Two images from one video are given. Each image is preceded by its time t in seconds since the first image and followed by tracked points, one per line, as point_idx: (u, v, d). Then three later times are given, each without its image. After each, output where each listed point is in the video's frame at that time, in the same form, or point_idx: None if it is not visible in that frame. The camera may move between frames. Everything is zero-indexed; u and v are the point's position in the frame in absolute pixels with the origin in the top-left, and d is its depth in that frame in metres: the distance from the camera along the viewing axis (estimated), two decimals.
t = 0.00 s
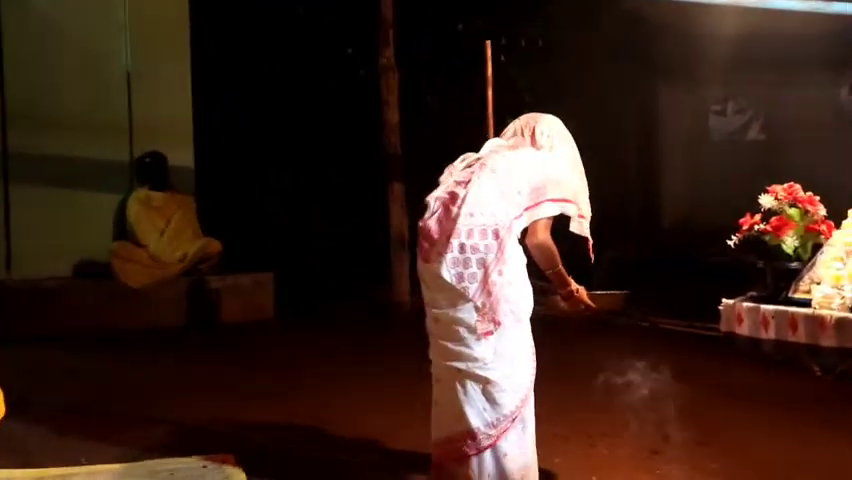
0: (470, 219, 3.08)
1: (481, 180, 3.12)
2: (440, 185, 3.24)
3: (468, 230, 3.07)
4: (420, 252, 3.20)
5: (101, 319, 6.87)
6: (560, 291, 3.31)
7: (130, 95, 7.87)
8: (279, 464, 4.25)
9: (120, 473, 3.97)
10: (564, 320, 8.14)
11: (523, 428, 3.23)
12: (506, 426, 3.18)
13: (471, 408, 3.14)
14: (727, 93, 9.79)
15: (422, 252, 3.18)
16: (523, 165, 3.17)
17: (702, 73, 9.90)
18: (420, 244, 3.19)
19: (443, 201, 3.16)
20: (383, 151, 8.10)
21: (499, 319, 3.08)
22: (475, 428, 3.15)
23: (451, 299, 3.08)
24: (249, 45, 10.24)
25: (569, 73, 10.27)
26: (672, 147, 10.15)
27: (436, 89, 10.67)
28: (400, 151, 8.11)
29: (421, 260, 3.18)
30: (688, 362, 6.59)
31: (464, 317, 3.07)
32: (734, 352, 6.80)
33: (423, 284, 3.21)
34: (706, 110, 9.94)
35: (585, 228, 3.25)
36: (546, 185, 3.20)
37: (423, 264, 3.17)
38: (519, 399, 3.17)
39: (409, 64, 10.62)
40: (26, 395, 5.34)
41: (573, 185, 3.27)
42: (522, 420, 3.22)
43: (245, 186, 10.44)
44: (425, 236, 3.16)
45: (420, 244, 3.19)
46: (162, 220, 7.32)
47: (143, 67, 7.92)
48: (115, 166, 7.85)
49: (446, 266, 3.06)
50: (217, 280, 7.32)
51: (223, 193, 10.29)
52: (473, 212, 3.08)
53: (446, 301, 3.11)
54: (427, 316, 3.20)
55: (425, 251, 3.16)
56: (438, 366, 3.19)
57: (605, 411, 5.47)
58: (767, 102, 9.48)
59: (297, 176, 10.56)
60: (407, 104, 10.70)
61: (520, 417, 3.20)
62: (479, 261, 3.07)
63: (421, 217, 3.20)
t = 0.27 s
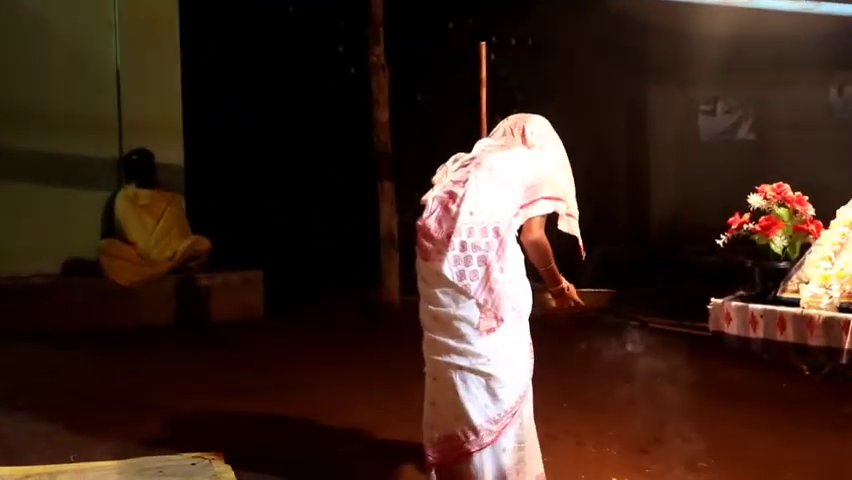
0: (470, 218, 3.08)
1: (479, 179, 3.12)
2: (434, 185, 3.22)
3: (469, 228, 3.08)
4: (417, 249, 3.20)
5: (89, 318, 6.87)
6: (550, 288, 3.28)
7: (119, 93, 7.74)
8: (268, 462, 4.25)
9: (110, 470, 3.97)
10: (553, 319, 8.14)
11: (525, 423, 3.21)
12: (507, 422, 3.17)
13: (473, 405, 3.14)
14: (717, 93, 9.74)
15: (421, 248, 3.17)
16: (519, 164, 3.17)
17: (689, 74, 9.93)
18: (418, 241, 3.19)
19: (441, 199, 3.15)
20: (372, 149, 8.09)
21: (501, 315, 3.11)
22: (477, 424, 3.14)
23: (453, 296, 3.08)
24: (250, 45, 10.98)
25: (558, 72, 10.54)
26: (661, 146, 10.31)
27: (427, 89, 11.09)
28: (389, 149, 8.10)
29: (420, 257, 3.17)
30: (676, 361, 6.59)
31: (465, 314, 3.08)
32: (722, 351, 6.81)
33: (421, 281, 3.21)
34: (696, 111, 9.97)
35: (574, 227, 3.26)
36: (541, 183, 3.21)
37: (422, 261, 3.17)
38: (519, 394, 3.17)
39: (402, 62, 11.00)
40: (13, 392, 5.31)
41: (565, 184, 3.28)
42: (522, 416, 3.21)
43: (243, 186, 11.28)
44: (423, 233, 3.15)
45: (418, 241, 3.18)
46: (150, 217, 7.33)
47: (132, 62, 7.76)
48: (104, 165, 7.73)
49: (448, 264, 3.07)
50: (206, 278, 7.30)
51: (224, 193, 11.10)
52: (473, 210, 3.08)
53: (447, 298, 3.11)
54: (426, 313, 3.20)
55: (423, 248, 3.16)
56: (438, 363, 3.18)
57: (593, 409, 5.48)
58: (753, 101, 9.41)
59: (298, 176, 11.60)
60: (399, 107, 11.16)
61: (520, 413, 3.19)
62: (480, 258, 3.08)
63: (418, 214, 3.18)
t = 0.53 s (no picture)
0: (468, 214, 3.16)
1: (475, 175, 3.20)
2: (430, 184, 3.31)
3: (467, 224, 3.15)
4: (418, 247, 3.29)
5: (85, 318, 6.86)
6: (545, 280, 3.37)
7: (113, 91, 7.65)
8: (264, 462, 4.25)
9: (106, 471, 3.97)
10: (548, 316, 8.14)
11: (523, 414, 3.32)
12: (506, 414, 3.27)
13: (472, 398, 3.23)
14: (711, 90, 9.63)
15: (422, 247, 3.26)
16: (513, 160, 3.25)
17: (685, 71, 9.79)
18: (419, 240, 3.28)
19: (439, 197, 3.23)
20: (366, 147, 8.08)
21: (500, 309, 3.20)
22: (477, 417, 3.24)
23: (452, 292, 3.18)
24: (248, 44, 11.41)
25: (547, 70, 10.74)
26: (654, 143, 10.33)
27: (421, 87, 11.19)
28: (383, 147, 8.09)
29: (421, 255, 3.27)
30: (670, 358, 6.60)
31: (465, 309, 3.18)
32: (717, 347, 6.82)
33: (422, 279, 3.31)
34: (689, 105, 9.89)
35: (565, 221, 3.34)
36: (535, 178, 3.27)
37: (423, 259, 3.26)
38: (518, 387, 3.26)
39: (396, 61, 11.20)
40: (7, 394, 5.30)
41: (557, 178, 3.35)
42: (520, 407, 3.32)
43: (242, 184, 11.88)
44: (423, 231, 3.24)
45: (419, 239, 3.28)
46: (144, 219, 7.30)
47: (127, 62, 7.70)
48: (99, 165, 7.63)
49: (447, 260, 3.15)
50: (202, 279, 7.27)
51: (218, 193, 11.71)
52: (470, 207, 3.16)
53: (448, 294, 3.20)
54: (426, 309, 3.29)
55: (424, 246, 3.26)
56: (438, 358, 3.27)
57: (588, 406, 5.49)
58: (745, 97, 9.39)
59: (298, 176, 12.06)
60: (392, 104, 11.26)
61: (520, 404, 3.29)
62: (479, 254, 3.16)
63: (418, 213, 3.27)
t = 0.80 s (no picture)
0: (472, 215, 3.15)
1: (475, 176, 3.19)
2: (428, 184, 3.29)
3: (471, 225, 3.15)
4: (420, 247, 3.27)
5: (81, 321, 6.85)
6: (544, 275, 3.36)
7: (108, 93, 7.52)
8: (261, 464, 4.25)
9: (103, 474, 3.96)
10: (545, 316, 8.13)
11: (531, 408, 3.28)
12: (513, 411, 3.23)
13: (480, 396, 3.20)
14: (705, 87, 9.66)
15: (424, 247, 3.24)
16: (510, 159, 3.25)
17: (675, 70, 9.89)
18: (420, 240, 3.26)
19: (440, 198, 3.22)
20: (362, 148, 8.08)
21: (506, 308, 3.19)
22: (485, 416, 3.21)
23: (458, 292, 3.16)
24: (246, 46, 11.39)
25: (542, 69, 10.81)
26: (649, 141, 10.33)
27: (416, 88, 11.16)
28: (379, 148, 8.08)
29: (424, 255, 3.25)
30: (667, 357, 6.60)
31: (472, 309, 3.15)
32: (714, 345, 6.82)
33: (424, 278, 3.28)
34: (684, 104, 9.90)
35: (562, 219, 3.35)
36: (532, 176, 3.29)
37: (426, 259, 3.24)
38: (525, 383, 3.23)
39: (393, 61, 11.18)
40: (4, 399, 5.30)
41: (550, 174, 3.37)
42: (527, 402, 3.29)
43: (240, 186, 11.80)
44: (426, 232, 3.22)
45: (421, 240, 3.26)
46: (143, 222, 7.29)
47: (122, 64, 7.57)
48: (95, 168, 7.50)
49: (453, 261, 3.14)
50: (198, 281, 7.30)
51: (216, 195, 11.53)
52: (473, 208, 3.15)
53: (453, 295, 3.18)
54: (429, 308, 3.26)
55: (426, 247, 3.24)
56: (444, 358, 3.23)
57: (586, 405, 5.48)
58: (741, 95, 9.38)
59: (297, 175, 12.22)
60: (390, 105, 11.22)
61: (527, 401, 3.25)
62: (485, 255, 3.16)
63: (418, 214, 3.25)
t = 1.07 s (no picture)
0: (484, 218, 3.27)
1: (484, 178, 3.31)
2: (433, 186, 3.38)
3: (484, 228, 3.26)
4: (429, 250, 3.35)
5: (82, 325, 6.86)
6: (544, 277, 3.51)
7: (105, 97, 7.44)
8: (259, 467, 4.25)
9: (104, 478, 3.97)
10: (544, 318, 8.15)
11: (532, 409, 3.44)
12: (519, 412, 3.38)
13: (489, 398, 3.34)
14: (703, 89, 9.66)
15: (433, 249, 3.32)
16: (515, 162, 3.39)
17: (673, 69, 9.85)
18: (429, 243, 3.34)
19: (450, 200, 3.31)
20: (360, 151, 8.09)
21: (517, 312, 3.32)
22: (493, 416, 3.35)
23: (472, 295, 3.27)
24: (246, 46, 11.60)
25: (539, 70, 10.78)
26: (648, 142, 10.33)
27: (413, 91, 11.17)
28: (377, 151, 8.09)
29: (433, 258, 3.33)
30: (665, 358, 6.61)
31: (485, 311, 3.27)
32: (712, 346, 6.82)
33: (432, 280, 3.37)
34: (683, 106, 9.88)
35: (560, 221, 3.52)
36: (534, 179, 3.43)
37: (436, 261, 3.32)
38: (531, 385, 3.38)
39: (391, 65, 11.23)
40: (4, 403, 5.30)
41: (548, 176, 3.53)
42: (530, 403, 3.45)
43: (240, 186, 12.18)
44: (436, 234, 3.30)
45: (429, 243, 3.34)
46: (141, 226, 7.30)
47: (120, 67, 7.48)
48: (94, 172, 7.44)
49: (468, 264, 3.24)
50: (197, 285, 7.31)
51: (216, 195, 12.00)
52: (485, 211, 3.27)
53: (466, 297, 3.28)
54: (438, 311, 3.37)
55: (436, 250, 3.32)
56: (453, 360, 3.34)
57: (584, 406, 5.49)
58: (741, 97, 9.38)
59: (297, 175, 12.39)
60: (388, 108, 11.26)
61: (531, 402, 3.41)
62: (498, 257, 3.28)
63: (427, 217, 3.33)
